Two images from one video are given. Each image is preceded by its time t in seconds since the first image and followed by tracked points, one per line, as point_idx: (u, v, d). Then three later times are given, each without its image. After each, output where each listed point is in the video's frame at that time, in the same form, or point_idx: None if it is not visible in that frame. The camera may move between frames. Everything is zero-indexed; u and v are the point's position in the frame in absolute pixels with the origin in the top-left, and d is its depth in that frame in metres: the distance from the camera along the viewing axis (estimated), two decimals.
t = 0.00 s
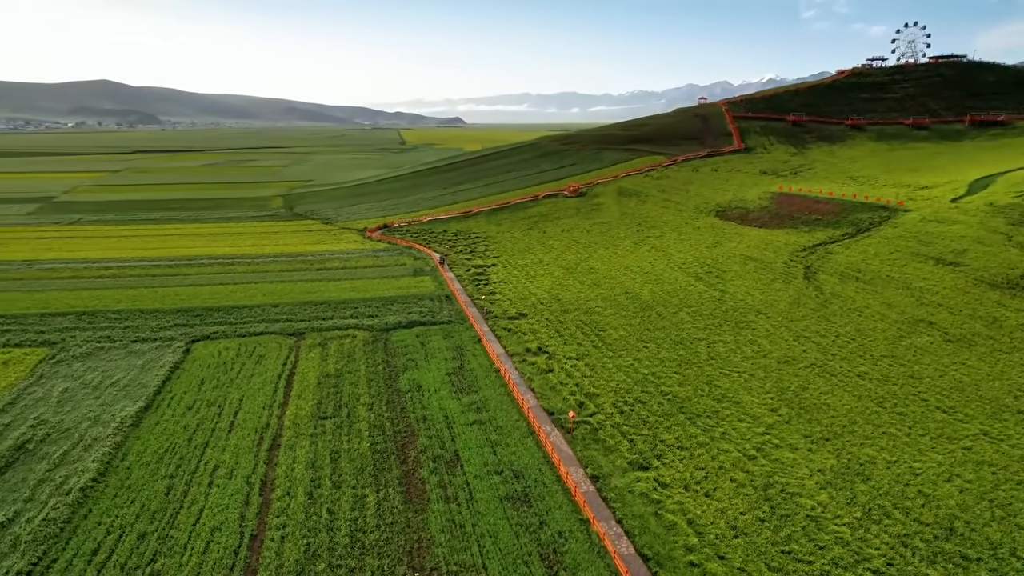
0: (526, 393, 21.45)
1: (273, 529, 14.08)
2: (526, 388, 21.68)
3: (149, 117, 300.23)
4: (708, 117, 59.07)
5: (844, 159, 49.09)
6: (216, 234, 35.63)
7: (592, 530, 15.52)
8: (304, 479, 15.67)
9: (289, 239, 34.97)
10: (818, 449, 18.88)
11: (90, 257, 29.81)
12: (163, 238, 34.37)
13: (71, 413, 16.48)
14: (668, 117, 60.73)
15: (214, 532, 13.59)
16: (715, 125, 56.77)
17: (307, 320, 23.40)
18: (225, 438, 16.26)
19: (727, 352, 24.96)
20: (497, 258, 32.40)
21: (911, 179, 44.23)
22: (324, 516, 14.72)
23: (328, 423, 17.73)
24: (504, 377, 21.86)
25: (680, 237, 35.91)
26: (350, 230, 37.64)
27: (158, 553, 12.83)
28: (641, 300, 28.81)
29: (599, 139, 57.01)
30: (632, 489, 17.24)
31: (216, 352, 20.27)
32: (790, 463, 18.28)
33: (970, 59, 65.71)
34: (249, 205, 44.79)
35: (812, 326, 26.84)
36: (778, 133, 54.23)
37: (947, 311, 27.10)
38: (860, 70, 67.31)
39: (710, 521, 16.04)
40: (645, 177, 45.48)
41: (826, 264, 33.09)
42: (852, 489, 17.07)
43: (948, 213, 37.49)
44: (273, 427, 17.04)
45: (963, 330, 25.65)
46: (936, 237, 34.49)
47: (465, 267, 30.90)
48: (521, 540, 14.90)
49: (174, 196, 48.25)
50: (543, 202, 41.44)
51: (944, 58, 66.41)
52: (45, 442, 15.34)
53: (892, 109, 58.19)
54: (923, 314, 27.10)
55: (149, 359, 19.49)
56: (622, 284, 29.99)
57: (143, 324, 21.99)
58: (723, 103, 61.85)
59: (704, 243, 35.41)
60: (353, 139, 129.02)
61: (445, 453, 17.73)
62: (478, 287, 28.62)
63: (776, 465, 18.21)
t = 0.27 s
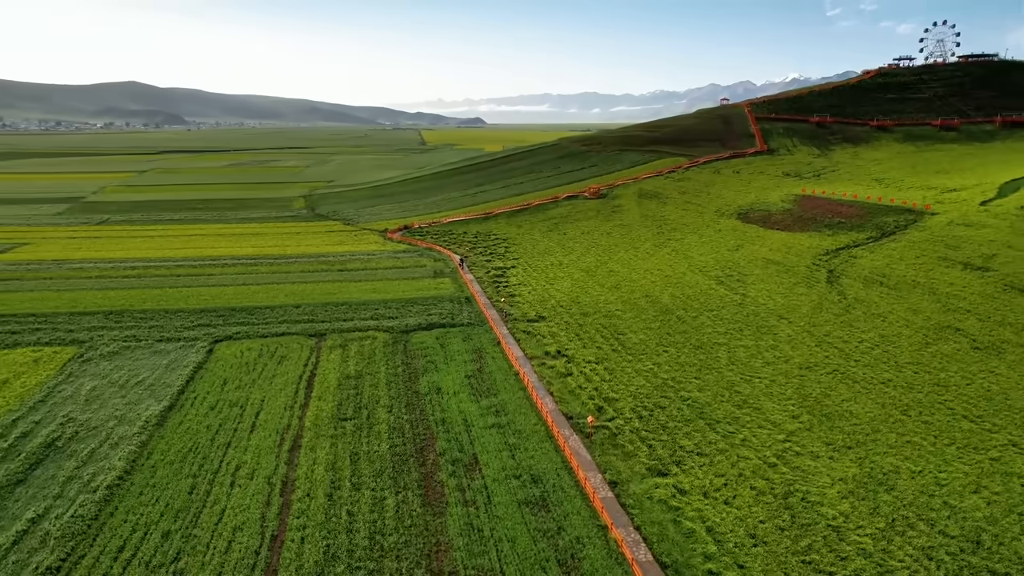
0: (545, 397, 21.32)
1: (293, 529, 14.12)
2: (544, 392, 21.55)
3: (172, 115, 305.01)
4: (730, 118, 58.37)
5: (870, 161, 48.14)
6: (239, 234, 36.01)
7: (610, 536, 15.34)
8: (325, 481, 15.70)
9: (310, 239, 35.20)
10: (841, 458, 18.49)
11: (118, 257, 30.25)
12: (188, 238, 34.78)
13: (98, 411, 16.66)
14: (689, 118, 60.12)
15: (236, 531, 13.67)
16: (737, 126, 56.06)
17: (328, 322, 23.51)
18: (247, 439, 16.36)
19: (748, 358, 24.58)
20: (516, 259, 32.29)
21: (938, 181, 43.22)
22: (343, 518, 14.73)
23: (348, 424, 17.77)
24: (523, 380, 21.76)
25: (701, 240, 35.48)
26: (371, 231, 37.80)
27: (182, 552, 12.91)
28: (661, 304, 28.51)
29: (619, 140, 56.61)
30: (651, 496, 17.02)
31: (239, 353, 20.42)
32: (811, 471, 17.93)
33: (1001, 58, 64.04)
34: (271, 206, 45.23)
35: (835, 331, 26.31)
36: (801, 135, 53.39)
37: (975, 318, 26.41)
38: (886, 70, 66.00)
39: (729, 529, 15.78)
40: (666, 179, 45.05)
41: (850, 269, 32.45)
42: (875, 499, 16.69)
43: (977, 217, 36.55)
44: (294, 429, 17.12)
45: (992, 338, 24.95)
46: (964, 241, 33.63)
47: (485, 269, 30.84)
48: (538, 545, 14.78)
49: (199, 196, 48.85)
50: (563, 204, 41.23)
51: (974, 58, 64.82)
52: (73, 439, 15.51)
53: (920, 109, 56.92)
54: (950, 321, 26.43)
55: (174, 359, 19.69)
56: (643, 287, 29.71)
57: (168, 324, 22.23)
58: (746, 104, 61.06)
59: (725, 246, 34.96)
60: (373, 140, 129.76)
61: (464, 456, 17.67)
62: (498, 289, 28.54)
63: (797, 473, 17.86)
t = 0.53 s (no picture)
0: (564, 401, 21.17)
1: (313, 531, 14.13)
2: (563, 396, 21.39)
3: (196, 117, 309.69)
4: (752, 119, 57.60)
5: (895, 162, 47.16)
6: (261, 235, 36.35)
7: (628, 543, 15.14)
8: (344, 482, 15.71)
9: (331, 240, 35.41)
10: (863, 467, 18.09)
11: (144, 257, 30.65)
12: (212, 239, 35.15)
13: (124, 410, 16.81)
14: (710, 119, 59.46)
15: (257, 532, 13.71)
16: (759, 128, 55.31)
17: (349, 323, 23.59)
18: (268, 440, 16.43)
19: (770, 363, 24.17)
20: (536, 262, 32.17)
21: (967, 183, 42.16)
22: (363, 520, 14.72)
23: (368, 426, 17.79)
24: (542, 384, 21.64)
25: (722, 243, 35.04)
26: (391, 232, 37.90)
27: (204, 551, 12.96)
28: (682, 308, 28.19)
29: (640, 141, 56.17)
30: (670, 502, 16.78)
31: (261, 354, 20.56)
32: (833, 480, 17.56)
33: None
34: (294, 207, 45.61)
35: (859, 337, 25.78)
36: (825, 136, 52.51)
37: (1005, 325, 25.69)
38: (913, 70, 64.67)
39: (749, 538, 15.51)
40: (686, 181, 44.58)
41: (875, 273, 31.79)
42: (899, 510, 16.30)
43: (1007, 220, 35.58)
44: (315, 430, 17.17)
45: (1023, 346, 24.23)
46: (993, 245, 32.74)
47: (504, 271, 30.76)
48: (556, 551, 14.64)
49: (222, 197, 49.37)
50: (583, 205, 40.97)
51: (1005, 57, 63.17)
52: (100, 437, 15.63)
53: (948, 110, 55.62)
54: (978, 327, 25.74)
55: (198, 359, 19.87)
56: (663, 291, 29.41)
57: (192, 324, 22.44)
58: (768, 105, 60.22)
59: (747, 249, 34.48)
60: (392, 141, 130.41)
61: (482, 460, 17.59)
62: (517, 291, 28.43)
63: (818, 482, 17.51)
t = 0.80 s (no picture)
0: (582, 405, 21.00)
1: (333, 532, 14.14)
2: (582, 400, 21.23)
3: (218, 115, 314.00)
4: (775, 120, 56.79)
5: (923, 164, 46.12)
6: (284, 235, 36.68)
7: (646, 550, 14.94)
8: (364, 484, 15.72)
9: (352, 241, 35.60)
10: (886, 476, 17.69)
11: (170, 257, 31.07)
12: (235, 239, 35.53)
13: (149, 409, 16.97)
14: (732, 120, 58.74)
15: (278, 532, 13.74)
16: (782, 129, 54.52)
17: (369, 324, 23.66)
18: (289, 441, 16.49)
19: (792, 369, 23.74)
20: (556, 264, 32.01)
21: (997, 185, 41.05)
22: (381, 523, 14.70)
23: (387, 428, 17.80)
24: (560, 388, 21.51)
25: (744, 246, 34.58)
26: (412, 233, 38.00)
27: (226, 550, 13.01)
28: (702, 312, 27.86)
29: (661, 143, 55.67)
30: (689, 510, 16.54)
31: (282, 355, 20.68)
32: (856, 490, 17.18)
33: None
34: (316, 207, 45.96)
35: (883, 343, 25.22)
36: (849, 137, 51.57)
37: None
38: (941, 69, 63.18)
39: (769, 547, 15.24)
40: (708, 183, 44.08)
41: (900, 277, 31.11)
42: (924, 522, 15.89)
43: None
44: (335, 431, 17.21)
45: None
46: None
47: (524, 274, 30.67)
48: (574, 556, 14.49)
49: (245, 197, 49.93)
50: (604, 207, 40.69)
51: None
52: (126, 436, 15.77)
53: (978, 110, 54.21)
54: (1007, 334, 25.01)
55: (221, 359, 20.06)
56: (684, 295, 29.09)
57: (215, 324, 22.67)
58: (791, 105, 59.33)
59: (769, 253, 33.99)
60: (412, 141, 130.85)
61: (501, 463, 17.50)
62: (537, 294, 28.30)
63: (840, 491, 17.15)
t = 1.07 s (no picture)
0: (599, 409, 20.83)
1: (350, 534, 14.13)
2: (598, 404, 21.07)
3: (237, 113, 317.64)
4: (795, 121, 56.06)
5: (947, 166, 45.18)
6: (303, 236, 36.92)
7: (662, 557, 14.74)
8: (381, 486, 15.70)
9: (370, 242, 35.72)
10: (906, 485, 17.31)
11: (192, 257, 31.41)
12: (255, 240, 35.82)
13: (170, 408, 17.12)
14: (752, 121, 58.08)
15: (295, 533, 13.75)
16: (803, 130, 53.81)
17: (387, 326, 23.70)
18: (307, 441, 16.54)
19: (811, 374, 23.34)
20: (573, 266, 31.84)
21: None
22: (398, 525, 14.66)
23: (404, 430, 17.80)
24: (577, 391, 21.37)
25: (763, 249, 34.15)
26: (429, 235, 38.03)
27: (245, 550, 13.06)
28: (721, 316, 27.54)
29: (679, 144, 55.19)
30: (705, 516, 16.31)
31: (301, 355, 20.78)
32: (876, 498, 16.83)
33: None
34: (334, 208, 46.20)
35: (905, 349, 24.71)
36: (871, 139, 50.71)
37: None
38: (967, 69, 61.84)
39: (786, 555, 14.98)
40: (727, 185, 43.61)
41: (923, 281, 30.47)
42: (947, 533, 15.52)
43: None
44: (352, 433, 17.24)
45: None
46: None
47: (542, 276, 30.56)
48: (590, 562, 14.33)
49: (266, 197, 50.36)
50: (622, 209, 40.43)
51: None
52: (148, 435, 15.90)
53: (1005, 110, 52.96)
54: None
55: (240, 359, 20.21)
56: (702, 298, 28.78)
57: (235, 324, 22.85)
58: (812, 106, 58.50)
59: (788, 256, 33.52)
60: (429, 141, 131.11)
61: (516, 467, 17.41)
62: (554, 296, 28.17)
63: (860, 499, 16.82)
